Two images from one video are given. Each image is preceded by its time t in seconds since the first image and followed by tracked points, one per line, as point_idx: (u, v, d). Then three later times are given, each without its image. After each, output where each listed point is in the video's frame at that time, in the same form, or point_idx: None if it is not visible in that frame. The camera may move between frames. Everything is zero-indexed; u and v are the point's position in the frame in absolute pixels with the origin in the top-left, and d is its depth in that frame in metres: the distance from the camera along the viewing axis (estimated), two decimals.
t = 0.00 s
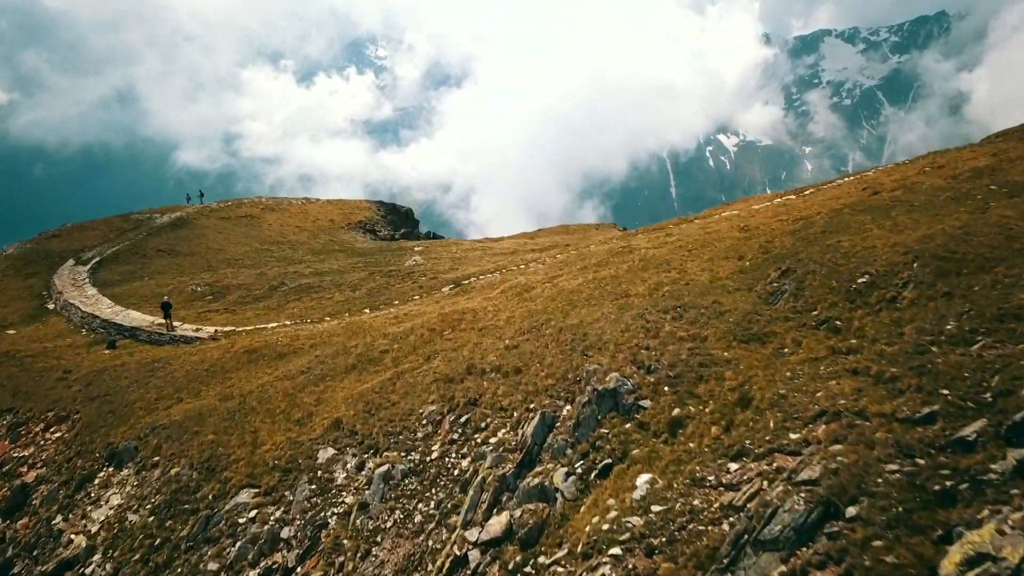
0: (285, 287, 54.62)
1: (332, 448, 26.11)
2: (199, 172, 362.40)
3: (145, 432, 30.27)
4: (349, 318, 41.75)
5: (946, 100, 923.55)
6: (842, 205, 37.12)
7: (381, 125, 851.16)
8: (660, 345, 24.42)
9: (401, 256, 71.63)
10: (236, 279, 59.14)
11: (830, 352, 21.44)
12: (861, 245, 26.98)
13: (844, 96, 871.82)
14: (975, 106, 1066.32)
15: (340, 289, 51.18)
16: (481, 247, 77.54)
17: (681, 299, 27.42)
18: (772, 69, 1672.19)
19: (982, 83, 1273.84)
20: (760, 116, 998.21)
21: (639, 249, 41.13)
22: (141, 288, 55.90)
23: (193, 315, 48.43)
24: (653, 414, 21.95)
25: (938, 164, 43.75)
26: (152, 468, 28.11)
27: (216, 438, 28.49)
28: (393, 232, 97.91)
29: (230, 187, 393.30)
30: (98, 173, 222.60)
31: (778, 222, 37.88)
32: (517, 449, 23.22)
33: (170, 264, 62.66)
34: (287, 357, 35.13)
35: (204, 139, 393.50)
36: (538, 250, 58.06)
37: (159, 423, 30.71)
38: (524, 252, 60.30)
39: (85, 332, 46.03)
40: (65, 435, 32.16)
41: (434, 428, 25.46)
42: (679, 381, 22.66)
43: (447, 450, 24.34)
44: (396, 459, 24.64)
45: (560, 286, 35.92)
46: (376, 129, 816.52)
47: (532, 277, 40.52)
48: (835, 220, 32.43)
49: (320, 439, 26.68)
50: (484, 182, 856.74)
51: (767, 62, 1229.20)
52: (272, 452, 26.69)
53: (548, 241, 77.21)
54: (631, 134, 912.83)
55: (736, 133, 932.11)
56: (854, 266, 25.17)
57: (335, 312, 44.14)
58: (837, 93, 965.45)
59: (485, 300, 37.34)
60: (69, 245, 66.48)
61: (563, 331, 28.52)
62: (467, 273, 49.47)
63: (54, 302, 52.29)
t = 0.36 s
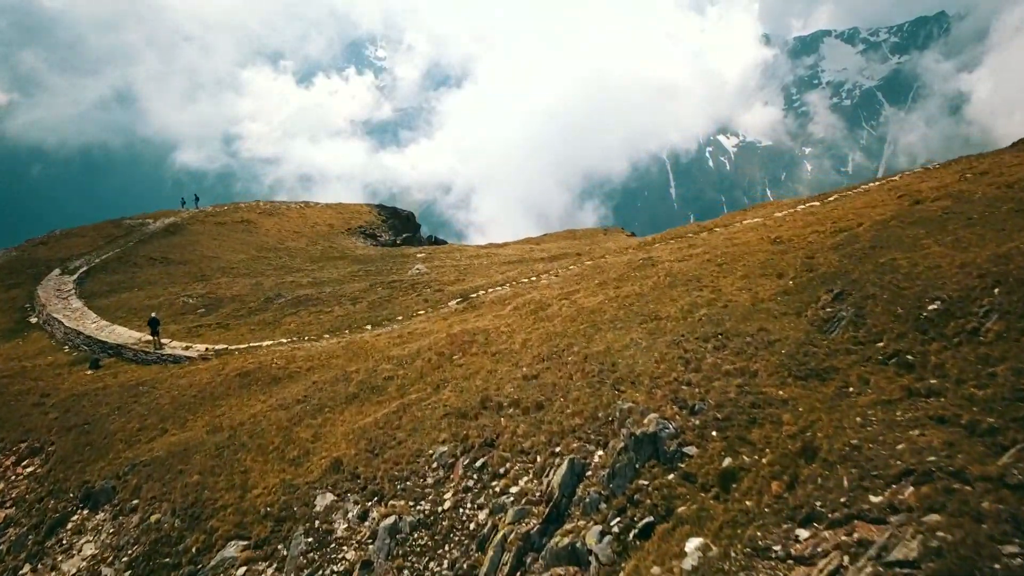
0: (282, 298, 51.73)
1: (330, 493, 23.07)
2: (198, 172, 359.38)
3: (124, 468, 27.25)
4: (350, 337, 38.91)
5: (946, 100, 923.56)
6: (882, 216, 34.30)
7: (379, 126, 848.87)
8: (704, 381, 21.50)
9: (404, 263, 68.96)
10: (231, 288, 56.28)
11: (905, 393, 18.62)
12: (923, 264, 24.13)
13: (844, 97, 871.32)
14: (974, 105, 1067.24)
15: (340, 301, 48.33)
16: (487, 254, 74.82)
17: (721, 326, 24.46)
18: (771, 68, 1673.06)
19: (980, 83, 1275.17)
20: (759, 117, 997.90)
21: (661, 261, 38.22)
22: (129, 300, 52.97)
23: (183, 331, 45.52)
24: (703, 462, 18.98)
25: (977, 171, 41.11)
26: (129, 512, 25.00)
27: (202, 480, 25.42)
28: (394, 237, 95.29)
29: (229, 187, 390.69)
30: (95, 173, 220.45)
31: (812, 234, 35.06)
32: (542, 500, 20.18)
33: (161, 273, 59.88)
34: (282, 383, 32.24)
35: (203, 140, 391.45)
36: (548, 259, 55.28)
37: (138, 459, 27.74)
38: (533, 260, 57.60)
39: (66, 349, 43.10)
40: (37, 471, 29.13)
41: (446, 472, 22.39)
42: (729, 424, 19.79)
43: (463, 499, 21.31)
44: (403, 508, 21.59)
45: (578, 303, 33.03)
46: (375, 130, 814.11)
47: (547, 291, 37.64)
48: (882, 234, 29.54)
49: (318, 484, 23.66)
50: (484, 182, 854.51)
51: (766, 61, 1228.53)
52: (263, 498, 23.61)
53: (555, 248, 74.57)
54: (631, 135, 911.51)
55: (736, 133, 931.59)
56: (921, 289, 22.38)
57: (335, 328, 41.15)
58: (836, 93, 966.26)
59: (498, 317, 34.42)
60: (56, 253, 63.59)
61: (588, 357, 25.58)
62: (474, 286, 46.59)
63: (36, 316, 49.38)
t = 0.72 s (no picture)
0: (279, 311, 48.85)
1: (330, 551, 20.08)
2: (198, 172, 356.39)
3: (97, 515, 24.26)
4: (352, 358, 35.93)
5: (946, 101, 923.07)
6: (931, 228, 31.45)
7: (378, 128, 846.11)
8: (764, 428, 18.52)
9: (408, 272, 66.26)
10: (226, 300, 53.22)
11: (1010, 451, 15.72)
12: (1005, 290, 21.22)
13: (843, 98, 871.31)
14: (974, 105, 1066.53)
15: (340, 315, 45.43)
16: (496, 262, 72.03)
17: (774, 358, 21.57)
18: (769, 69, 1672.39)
19: (980, 84, 1275.55)
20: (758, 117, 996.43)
21: (691, 276, 35.24)
22: (116, 313, 49.96)
23: (172, 350, 42.48)
24: (769, 527, 16.01)
25: (1022, 178, 38.44)
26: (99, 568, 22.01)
27: (184, 531, 22.42)
28: (396, 241, 92.70)
29: (229, 186, 388.49)
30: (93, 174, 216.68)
31: (856, 250, 32.13)
32: (578, 567, 17.15)
33: (151, 284, 56.94)
34: (278, 413, 29.26)
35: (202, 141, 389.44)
36: (561, 268, 52.60)
37: (115, 503, 24.75)
38: (542, 271, 54.70)
39: (47, 369, 40.10)
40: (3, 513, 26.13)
41: (464, 528, 19.37)
42: (799, 481, 16.78)
43: (485, 563, 18.30)
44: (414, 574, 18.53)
45: (606, 325, 29.93)
46: (374, 131, 811.53)
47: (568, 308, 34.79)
48: (944, 251, 26.66)
49: (316, 539, 20.62)
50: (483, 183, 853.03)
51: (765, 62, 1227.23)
52: (253, 558, 20.56)
53: (567, 256, 72.08)
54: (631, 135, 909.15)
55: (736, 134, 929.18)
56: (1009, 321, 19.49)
57: (334, 349, 38.10)
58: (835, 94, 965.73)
59: (515, 339, 31.48)
60: (42, 261, 60.62)
61: (622, 392, 22.71)
62: (486, 300, 43.69)
63: (17, 332, 46.45)
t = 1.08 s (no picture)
0: (275, 326, 45.88)
1: None
2: (197, 172, 354.93)
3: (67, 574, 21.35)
4: (353, 383, 32.92)
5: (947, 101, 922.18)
6: (991, 242, 28.60)
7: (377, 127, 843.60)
8: (847, 492, 15.56)
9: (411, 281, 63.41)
10: (219, 314, 50.29)
11: None
12: None
13: (843, 99, 870.68)
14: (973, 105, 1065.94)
15: (340, 333, 42.47)
16: (503, 270, 69.32)
17: (845, 400, 18.58)
18: (767, 68, 1671.63)
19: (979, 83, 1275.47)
20: (759, 118, 995.58)
21: (723, 293, 32.29)
22: (103, 327, 47.04)
23: (158, 370, 39.46)
24: None
25: None
26: None
27: None
28: (397, 246, 90.25)
29: (228, 186, 388.05)
30: (92, 174, 214.12)
31: (908, 266, 29.17)
32: None
33: (140, 295, 54.16)
34: (271, 450, 26.24)
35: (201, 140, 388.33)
36: (575, 279, 49.78)
37: (84, 561, 21.70)
38: (554, 282, 51.86)
39: (23, 392, 37.13)
40: None
41: None
42: (898, 561, 13.74)
43: None
44: None
45: (635, 353, 26.94)
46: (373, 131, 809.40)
47: (589, 329, 31.79)
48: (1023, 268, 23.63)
49: None
50: (484, 184, 851.20)
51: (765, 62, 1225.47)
52: None
53: (577, 264, 69.42)
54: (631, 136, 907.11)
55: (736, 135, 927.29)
56: None
57: (334, 372, 35.09)
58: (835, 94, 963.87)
59: (533, 364, 28.52)
60: (27, 270, 57.85)
61: (661, 439, 19.79)
62: (496, 316, 40.70)
63: None
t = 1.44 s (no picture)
0: (270, 343, 43.06)
1: None
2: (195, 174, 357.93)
3: None
4: (356, 413, 29.87)
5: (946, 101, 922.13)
6: None
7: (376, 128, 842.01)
8: None
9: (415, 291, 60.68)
10: (212, 328, 47.39)
11: None
12: None
13: (842, 100, 870.40)
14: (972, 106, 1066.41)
15: (340, 352, 39.50)
16: (512, 278, 66.81)
17: (943, 461, 15.58)
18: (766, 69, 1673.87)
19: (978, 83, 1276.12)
20: (759, 119, 995.33)
21: (761, 314, 29.37)
22: (88, 344, 44.19)
23: (144, 393, 36.54)
24: None
25: None
26: None
27: None
28: (399, 251, 88.00)
29: (226, 187, 392.01)
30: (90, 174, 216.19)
31: (976, 285, 26.11)
32: None
33: (130, 306, 51.29)
34: (264, 496, 23.29)
35: (199, 139, 391.05)
36: (592, 291, 46.86)
37: None
38: (568, 293, 49.05)
39: None
40: None
41: None
42: None
43: None
44: None
45: (673, 384, 24.11)
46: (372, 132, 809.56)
47: (614, 353, 28.83)
48: None
49: None
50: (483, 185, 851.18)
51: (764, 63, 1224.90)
52: None
53: (587, 273, 66.91)
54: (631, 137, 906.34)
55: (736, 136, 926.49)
56: None
57: (334, 398, 32.23)
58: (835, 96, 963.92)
59: (555, 397, 25.55)
60: (11, 280, 55.05)
61: (722, 501, 16.78)
62: (509, 333, 37.72)
63: None
